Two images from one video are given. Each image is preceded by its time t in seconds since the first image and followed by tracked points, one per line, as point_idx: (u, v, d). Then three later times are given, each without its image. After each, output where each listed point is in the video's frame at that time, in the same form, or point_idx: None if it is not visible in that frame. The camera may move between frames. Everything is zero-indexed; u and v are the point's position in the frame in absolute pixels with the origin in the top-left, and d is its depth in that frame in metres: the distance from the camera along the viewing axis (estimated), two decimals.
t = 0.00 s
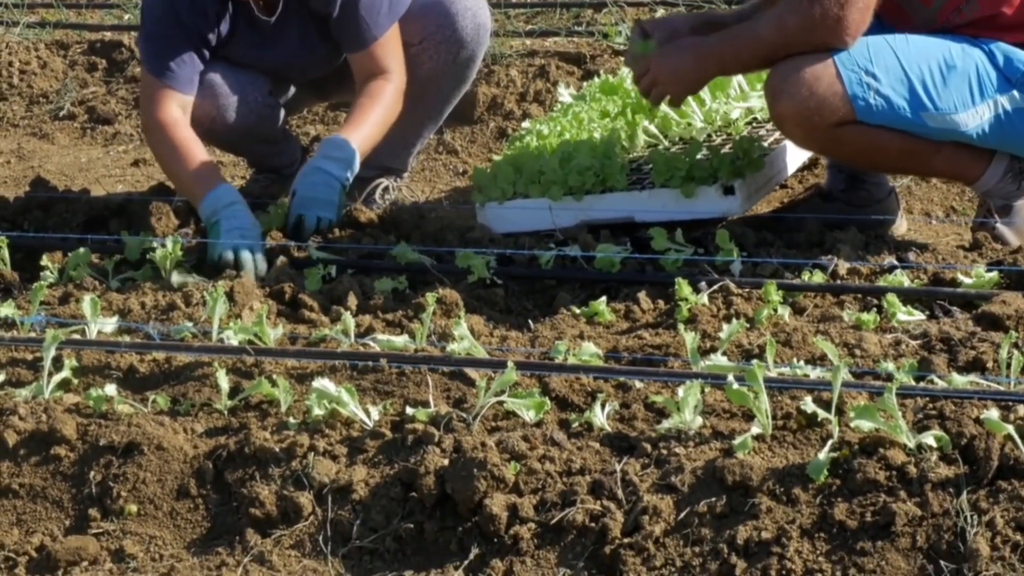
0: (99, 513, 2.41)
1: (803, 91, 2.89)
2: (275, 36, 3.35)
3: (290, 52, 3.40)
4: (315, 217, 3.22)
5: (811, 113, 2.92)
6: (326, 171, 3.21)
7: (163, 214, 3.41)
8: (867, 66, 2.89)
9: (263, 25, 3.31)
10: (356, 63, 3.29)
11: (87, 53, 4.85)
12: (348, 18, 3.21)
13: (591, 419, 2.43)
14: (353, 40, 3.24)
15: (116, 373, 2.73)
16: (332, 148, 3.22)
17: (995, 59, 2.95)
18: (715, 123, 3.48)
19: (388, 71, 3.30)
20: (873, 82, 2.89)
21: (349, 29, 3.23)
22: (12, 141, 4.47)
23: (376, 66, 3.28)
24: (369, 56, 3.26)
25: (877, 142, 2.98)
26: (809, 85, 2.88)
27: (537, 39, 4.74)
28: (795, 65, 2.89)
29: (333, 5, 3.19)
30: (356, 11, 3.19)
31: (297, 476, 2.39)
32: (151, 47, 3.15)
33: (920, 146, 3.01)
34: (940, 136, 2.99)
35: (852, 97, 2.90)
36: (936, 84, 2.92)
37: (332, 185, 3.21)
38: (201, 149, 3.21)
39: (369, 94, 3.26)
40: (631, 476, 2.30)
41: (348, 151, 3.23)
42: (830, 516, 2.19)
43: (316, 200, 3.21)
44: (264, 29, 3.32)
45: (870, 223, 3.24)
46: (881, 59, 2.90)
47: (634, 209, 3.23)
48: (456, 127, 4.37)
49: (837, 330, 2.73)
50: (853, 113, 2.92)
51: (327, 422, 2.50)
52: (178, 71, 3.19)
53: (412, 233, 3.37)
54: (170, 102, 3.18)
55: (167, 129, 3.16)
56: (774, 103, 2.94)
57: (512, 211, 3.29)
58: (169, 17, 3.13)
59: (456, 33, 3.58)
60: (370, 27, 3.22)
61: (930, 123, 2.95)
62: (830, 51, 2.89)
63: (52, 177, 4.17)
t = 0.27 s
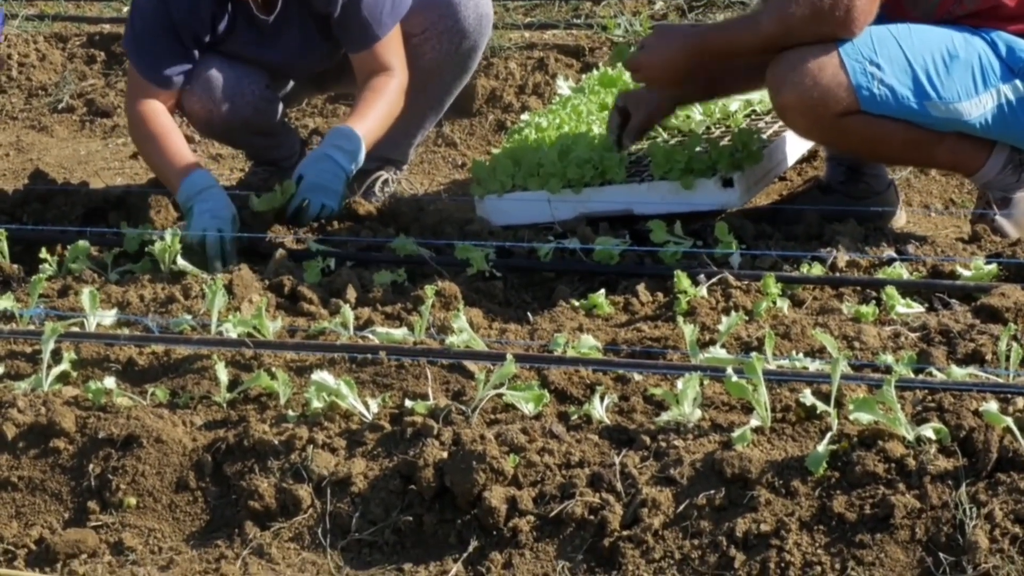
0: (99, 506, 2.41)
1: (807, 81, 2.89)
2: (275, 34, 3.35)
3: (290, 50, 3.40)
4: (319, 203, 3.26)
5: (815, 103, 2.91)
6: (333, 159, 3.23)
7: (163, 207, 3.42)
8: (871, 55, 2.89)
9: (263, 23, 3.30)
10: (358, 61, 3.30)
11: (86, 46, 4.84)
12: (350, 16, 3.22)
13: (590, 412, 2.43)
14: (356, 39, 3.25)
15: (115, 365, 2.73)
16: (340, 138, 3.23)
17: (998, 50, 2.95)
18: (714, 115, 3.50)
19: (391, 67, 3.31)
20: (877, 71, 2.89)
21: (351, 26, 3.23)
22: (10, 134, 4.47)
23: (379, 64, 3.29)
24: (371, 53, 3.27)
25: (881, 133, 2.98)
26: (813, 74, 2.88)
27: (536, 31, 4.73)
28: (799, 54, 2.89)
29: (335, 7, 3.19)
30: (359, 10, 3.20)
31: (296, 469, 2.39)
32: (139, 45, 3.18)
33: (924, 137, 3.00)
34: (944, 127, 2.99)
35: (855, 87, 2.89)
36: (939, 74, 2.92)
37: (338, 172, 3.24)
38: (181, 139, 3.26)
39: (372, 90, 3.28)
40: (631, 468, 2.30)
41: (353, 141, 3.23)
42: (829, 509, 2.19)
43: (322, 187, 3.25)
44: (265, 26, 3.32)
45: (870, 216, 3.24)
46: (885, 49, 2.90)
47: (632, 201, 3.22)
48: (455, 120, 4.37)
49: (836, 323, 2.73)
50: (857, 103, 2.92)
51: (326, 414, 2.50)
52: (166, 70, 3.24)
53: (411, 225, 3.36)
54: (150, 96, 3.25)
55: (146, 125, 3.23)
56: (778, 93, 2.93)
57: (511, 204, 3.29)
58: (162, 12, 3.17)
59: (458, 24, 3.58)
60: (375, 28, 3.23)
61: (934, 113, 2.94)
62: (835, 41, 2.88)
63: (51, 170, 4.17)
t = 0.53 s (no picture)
0: (97, 504, 2.41)
1: (810, 75, 2.89)
2: (277, 31, 3.36)
3: (290, 48, 3.40)
4: (319, 197, 3.27)
5: (817, 98, 2.91)
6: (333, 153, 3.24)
7: (162, 206, 3.42)
8: (873, 49, 2.89)
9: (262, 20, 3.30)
10: (358, 57, 3.29)
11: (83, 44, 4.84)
12: (349, 13, 3.22)
13: (588, 410, 2.43)
14: (355, 35, 3.24)
15: (114, 364, 2.73)
16: (341, 133, 3.23)
17: (999, 45, 2.95)
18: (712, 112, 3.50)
19: (391, 63, 3.30)
20: (879, 65, 2.89)
21: (351, 23, 3.23)
22: (9, 132, 4.46)
23: (379, 60, 3.29)
24: (371, 49, 3.27)
25: (882, 128, 2.97)
26: (816, 67, 2.88)
27: (534, 29, 4.73)
28: (801, 48, 2.90)
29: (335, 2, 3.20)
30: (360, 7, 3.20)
31: (295, 468, 2.39)
32: (140, 35, 3.17)
33: (925, 132, 3.00)
34: (945, 122, 2.99)
35: (858, 81, 2.89)
36: (942, 69, 2.92)
37: (338, 167, 3.25)
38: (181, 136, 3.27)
39: (372, 86, 3.28)
40: (629, 466, 2.30)
41: (355, 137, 3.24)
42: (827, 507, 2.20)
43: (322, 180, 3.26)
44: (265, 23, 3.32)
45: (868, 213, 3.24)
46: (887, 43, 2.90)
47: (630, 199, 3.22)
48: (453, 117, 4.36)
49: (834, 321, 2.73)
50: (859, 97, 2.92)
51: (325, 413, 2.50)
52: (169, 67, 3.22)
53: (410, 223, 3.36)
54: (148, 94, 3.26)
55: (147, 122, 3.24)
56: (781, 87, 2.93)
57: (510, 203, 3.29)
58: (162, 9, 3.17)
59: (457, 20, 3.58)
60: (375, 24, 3.22)
61: (936, 108, 2.94)
62: (838, 35, 2.88)
63: (49, 168, 4.17)
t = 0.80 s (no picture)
0: (97, 512, 2.41)
1: (811, 81, 2.89)
2: (277, 39, 3.36)
3: (290, 56, 3.40)
4: (319, 208, 3.28)
5: (818, 103, 2.91)
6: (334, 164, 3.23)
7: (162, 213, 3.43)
8: (874, 55, 2.90)
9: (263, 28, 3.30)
10: (358, 67, 3.29)
11: (83, 52, 4.85)
12: (349, 24, 3.22)
13: (588, 417, 2.43)
14: (356, 44, 3.24)
15: (114, 371, 2.73)
16: (341, 144, 3.22)
17: (999, 51, 2.96)
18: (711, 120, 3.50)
19: (392, 73, 3.30)
20: (880, 71, 2.89)
21: (352, 32, 3.23)
22: (9, 140, 4.47)
23: (379, 69, 3.28)
24: (371, 59, 3.26)
25: (882, 133, 2.98)
26: (817, 73, 2.88)
27: (534, 36, 4.74)
28: (802, 54, 2.90)
29: (335, 12, 3.19)
30: (360, 16, 3.20)
31: (295, 475, 2.39)
32: (145, 41, 3.15)
33: (924, 137, 3.01)
34: (945, 128, 2.99)
35: (859, 86, 2.90)
36: (942, 74, 2.92)
37: (338, 178, 3.25)
38: (185, 156, 3.20)
39: (372, 96, 3.27)
40: (628, 474, 2.30)
41: (355, 148, 3.23)
42: (827, 514, 2.20)
43: (322, 192, 3.26)
44: (266, 32, 3.32)
45: (868, 221, 3.23)
46: (888, 48, 2.91)
47: (630, 206, 3.22)
48: (453, 125, 4.37)
49: (834, 328, 2.73)
50: (859, 102, 2.92)
51: (325, 420, 2.50)
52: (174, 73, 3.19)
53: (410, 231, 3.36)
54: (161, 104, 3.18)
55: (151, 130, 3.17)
56: (780, 93, 2.93)
57: (510, 210, 3.29)
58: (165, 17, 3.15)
59: (457, 29, 3.58)
60: (375, 33, 3.23)
61: (936, 114, 2.95)
62: (838, 41, 2.89)
63: (50, 175, 4.17)
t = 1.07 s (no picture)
0: (98, 524, 2.42)
1: (805, 94, 2.90)
2: (278, 51, 3.36)
3: (291, 66, 3.40)
4: (319, 222, 3.28)
5: (813, 116, 2.92)
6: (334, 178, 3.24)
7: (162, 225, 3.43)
8: (867, 67, 2.91)
9: (263, 41, 3.31)
10: (359, 78, 3.31)
11: (84, 64, 4.86)
12: (353, 35, 3.23)
13: (588, 429, 2.44)
14: (358, 55, 3.26)
15: (114, 383, 2.73)
16: (341, 158, 3.23)
17: (993, 62, 2.97)
18: (711, 132, 3.50)
19: (391, 84, 3.32)
20: (873, 83, 2.91)
21: (353, 43, 3.25)
22: (10, 152, 4.48)
23: (380, 80, 3.30)
24: (371, 70, 3.28)
25: (877, 145, 2.99)
26: (810, 86, 2.90)
27: (533, 48, 4.75)
28: (795, 66, 2.91)
29: (337, 23, 3.21)
30: (362, 27, 3.22)
31: (295, 487, 2.39)
32: (150, 49, 3.16)
33: (919, 149, 3.02)
34: (940, 139, 3.00)
35: (853, 98, 2.91)
36: (935, 85, 2.94)
37: (338, 192, 3.26)
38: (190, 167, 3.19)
39: (372, 107, 3.29)
40: (628, 485, 2.30)
41: (356, 161, 3.24)
42: (827, 525, 2.20)
43: (322, 205, 3.27)
44: (266, 45, 3.32)
45: (867, 233, 3.24)
46: (881, 61, 2.92)
47: (630, 219, 3.23)
48: (453, 137, 4.38)
49: (833, 339, 2.74)
50: (854, 114, 2.93)
51: (325, 432, 2.50)
52: (177, 78, 3.19)
53: (410, 242, 3.37)
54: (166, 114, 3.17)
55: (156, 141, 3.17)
56: (776, 107, 2.94)
57: (510, 221, 3.30)
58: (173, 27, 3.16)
59: (456, 45, 3.59)
60: (376, 44, 3.24)
61: (931, 125, 2.96)
62: (830, 53, 2.91)
63: (50, 188, 4.18)
